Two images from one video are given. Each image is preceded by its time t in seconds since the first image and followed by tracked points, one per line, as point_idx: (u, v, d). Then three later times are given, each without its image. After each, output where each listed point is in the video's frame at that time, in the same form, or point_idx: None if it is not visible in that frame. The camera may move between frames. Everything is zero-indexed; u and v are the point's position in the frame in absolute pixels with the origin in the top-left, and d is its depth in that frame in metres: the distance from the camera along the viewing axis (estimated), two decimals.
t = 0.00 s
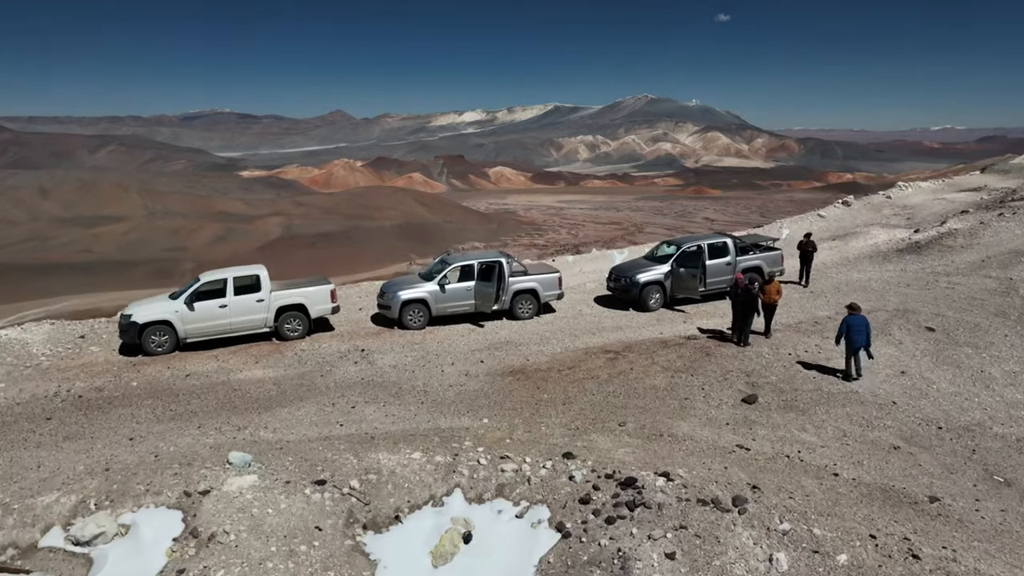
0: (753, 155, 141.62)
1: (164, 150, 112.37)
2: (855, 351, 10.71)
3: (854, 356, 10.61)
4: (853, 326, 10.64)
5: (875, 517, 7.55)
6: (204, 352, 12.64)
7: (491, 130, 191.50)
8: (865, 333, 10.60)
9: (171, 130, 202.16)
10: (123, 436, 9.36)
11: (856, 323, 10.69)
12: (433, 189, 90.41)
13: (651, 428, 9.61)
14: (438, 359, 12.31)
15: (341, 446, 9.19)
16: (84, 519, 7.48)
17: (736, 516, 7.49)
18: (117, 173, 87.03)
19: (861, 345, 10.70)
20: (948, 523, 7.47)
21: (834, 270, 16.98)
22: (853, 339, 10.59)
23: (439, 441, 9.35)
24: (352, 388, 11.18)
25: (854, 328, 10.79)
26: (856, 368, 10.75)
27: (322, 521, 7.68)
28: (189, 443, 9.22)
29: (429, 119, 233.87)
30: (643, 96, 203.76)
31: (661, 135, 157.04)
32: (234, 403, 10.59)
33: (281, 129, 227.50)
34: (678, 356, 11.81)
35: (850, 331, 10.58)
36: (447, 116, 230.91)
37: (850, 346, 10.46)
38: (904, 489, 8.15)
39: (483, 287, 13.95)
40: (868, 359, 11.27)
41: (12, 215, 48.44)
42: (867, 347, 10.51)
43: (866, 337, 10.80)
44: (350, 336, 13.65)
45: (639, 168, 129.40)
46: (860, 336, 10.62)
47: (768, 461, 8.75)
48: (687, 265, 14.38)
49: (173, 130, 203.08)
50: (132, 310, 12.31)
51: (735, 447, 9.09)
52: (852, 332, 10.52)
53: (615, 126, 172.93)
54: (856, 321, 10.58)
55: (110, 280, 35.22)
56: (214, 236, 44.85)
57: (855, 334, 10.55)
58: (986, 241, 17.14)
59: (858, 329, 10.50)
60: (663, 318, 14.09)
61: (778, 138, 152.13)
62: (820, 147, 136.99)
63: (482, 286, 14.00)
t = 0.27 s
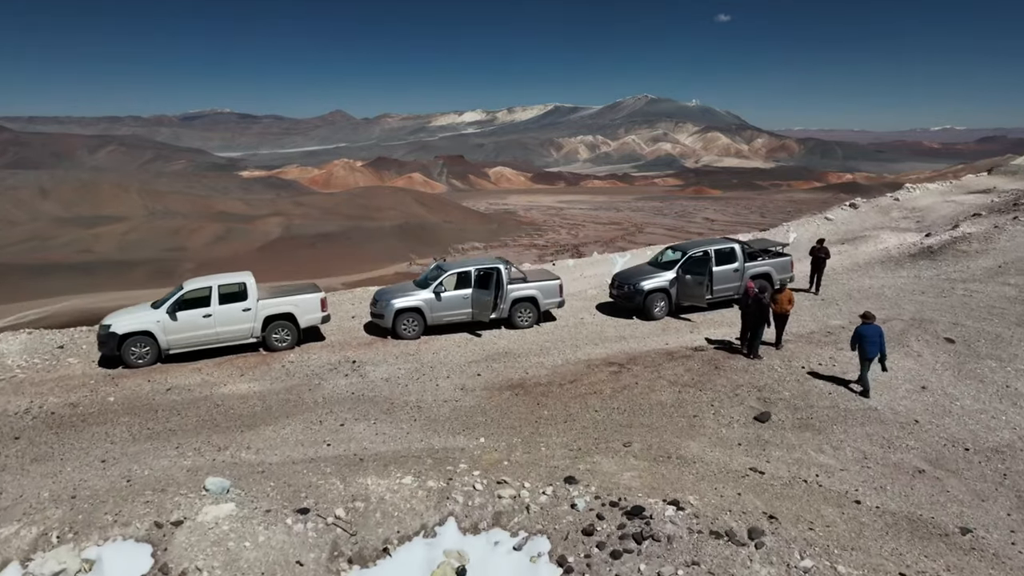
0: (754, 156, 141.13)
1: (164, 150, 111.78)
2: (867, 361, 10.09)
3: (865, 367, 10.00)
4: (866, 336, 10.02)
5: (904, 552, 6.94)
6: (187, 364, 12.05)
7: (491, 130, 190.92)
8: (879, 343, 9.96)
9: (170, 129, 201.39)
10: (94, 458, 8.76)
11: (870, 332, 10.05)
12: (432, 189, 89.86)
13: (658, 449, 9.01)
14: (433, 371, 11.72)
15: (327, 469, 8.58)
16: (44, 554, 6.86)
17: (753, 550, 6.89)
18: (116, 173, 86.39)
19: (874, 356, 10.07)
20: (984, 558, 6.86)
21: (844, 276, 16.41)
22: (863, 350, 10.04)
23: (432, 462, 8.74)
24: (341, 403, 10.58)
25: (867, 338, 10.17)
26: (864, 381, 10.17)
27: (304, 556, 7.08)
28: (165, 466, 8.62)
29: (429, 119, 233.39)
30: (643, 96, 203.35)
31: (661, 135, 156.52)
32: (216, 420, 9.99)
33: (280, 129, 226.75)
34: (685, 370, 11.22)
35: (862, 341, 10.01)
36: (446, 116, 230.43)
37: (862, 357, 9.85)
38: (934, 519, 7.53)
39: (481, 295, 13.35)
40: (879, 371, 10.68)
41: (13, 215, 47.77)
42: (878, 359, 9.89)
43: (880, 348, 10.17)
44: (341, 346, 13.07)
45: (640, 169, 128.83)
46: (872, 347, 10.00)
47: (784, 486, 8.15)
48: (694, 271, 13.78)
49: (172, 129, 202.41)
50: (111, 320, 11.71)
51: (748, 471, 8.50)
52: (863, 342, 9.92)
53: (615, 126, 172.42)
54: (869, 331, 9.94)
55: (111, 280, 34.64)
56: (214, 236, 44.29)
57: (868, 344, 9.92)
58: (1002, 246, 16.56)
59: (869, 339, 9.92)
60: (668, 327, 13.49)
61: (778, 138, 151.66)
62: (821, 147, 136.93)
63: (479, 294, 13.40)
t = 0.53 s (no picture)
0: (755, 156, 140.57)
1: (163, 150, 111.18)
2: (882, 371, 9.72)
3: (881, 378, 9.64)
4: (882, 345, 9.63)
5: None
6: (169, 378, 11.46)
7: (490, 130, 190.29)
8: (896, 353, 9.57)
9: (170, 129, 200.76)
10: (62, 484, 8.16)
11: (886, 342, 9.62)
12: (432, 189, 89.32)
13: (667, 473, 8.41)
14: (428, 386, 11.14)
15: (312, 497, 7.98)
16: None
17: None
18: (115, 172, 85.77)
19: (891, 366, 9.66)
20: None
21: (856, 283, 15.83)
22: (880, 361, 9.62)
23: (425, 489, 8.13)
24: (330, 421, 10.00)
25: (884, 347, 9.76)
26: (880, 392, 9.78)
27: None
28: (137, 493, 8.01)
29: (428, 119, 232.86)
30: (643, 96, 202.84)
31: (662, 135, 155.96)
32: (195, 440, 9.40)
33: (280, 129, 226.15)
34: (693, 385, 10.64)
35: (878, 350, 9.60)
36: (446, 116, 229.84)
37: (877, 368, 9.48)
38: (969, 555, 6.92)
39: (478, 303, 12.76)
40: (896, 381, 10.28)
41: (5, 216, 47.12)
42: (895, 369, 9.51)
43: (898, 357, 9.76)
44: (332, 358, 12.48)
45: (640, 168, 128.23)
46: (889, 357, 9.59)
47: (803, 516, 7.54)
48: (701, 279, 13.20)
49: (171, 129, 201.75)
50: (89, 332, 11.13)
51: (764, 498, 7.89)
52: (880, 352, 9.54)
53: (615, 126, 171.87)
54: (885, 340, 9.55)
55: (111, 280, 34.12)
56: (214, 236, 43.73)
57: (883, 354, 9.54)
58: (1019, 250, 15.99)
59: (887, 348, 9.51)
60: (674, 338, 12.91)
61: (779, 138, 151.12)
62: (820, 147, 136.31)
63: (477, 302, 12.80)
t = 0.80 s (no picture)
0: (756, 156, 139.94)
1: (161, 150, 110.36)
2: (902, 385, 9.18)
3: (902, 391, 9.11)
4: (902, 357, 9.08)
5: None
6: (145, 396, 10.77)
7: (490, 130, 189.55)
8: (917, 365, 9.00)
9: (168, 129, 199.96)
10: (18, 520, 7.45)
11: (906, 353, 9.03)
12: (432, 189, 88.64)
13: (677, 506, 7.71)
14: (420, 405, 10.45)
15: (290, 534, 7.27)
16: None
17: None
18: (112, 172, 85.00)
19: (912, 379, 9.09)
20: None
21: (869, 291, 15.17)
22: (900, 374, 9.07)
23: (413, 525, 7.42)
24: (314, 444, 9.31)
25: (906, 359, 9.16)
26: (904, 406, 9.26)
27: None
28: (98, 530, 7.30)
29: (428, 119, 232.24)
30: (643, 96, 202.31)
31: (662, 135, 155.28)
32: (167, 467, 8.69)
33: (279, 129, 225.37)
34: (704, 404, 9.94)
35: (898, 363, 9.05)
36: (445, 116, 229.19)
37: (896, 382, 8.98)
38: None
39: (474, 314, 12.04)
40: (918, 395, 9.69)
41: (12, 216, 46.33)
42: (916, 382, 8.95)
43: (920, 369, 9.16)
44: (319, 373, 11.80)
45: (641, 168, 127.51)
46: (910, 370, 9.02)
47: (830, 556, 6.83)
48: (709, 288, 12.51)
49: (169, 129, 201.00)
50: (59, 347, 10.44)
51: (784, 535, 7.17)
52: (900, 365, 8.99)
53: (615, 126, 171.19)
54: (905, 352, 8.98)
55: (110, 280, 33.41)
56: (214, 236, 43.05)
57: (904, 367, 8.98)
58: None
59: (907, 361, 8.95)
60: (681, 351, 12.23)
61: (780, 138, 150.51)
62: (819, 147, 135.73)
63: (472, 313, 12.10)
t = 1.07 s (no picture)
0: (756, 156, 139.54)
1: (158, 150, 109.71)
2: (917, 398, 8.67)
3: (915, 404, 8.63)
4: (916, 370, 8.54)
5: None
6: (120, 413, 10.18)
7: (489, 130, 189.01)
8: (931, 377, 8.48)
9: (167, 129, 199.24)
10: None
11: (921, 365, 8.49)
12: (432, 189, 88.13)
13: (686, 538, 7.10)
14: (411, 422, 9.86)
15: (265, 572, 6.67)
16: None
17: None
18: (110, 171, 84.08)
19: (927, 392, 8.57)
20: None
21: (881, 298, 14.62)
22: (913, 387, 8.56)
23: (400, 561, 6.81)
24: (297, 467, 8.72)
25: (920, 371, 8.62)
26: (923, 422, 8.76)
27: None
28: (57, 567, 6.70)
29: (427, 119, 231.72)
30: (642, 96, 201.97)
31: (662, 135, 154.83)
32: (138, 493, 8.10)
33: (278, 129, 224.65)
34: (713, 422, 9.37)
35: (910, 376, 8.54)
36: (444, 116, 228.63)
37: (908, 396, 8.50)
38: None
39: (469, 325, 11.44)
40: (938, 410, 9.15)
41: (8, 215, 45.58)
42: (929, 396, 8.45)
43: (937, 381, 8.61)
44: (307, 387, 11.21)
45: (640, 169, 127.03)
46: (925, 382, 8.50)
47: None
48: (716, 297, 11.93)
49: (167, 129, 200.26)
50: (29, 361, 9.84)
51: (804, 572, 6.57)
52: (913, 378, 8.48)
53: (615, 126, 170.74)
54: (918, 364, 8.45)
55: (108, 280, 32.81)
56: (213, 236, 42.48)
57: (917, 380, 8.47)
58: None
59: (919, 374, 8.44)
60: (687, 363, 11.66)
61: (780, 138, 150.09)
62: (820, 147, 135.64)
63: (468, 324, 11.50)
